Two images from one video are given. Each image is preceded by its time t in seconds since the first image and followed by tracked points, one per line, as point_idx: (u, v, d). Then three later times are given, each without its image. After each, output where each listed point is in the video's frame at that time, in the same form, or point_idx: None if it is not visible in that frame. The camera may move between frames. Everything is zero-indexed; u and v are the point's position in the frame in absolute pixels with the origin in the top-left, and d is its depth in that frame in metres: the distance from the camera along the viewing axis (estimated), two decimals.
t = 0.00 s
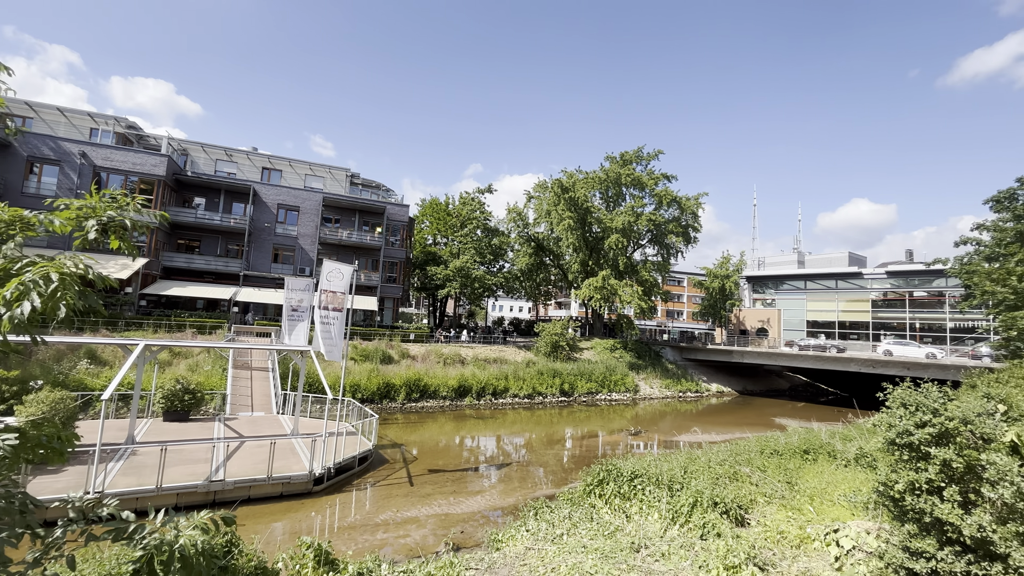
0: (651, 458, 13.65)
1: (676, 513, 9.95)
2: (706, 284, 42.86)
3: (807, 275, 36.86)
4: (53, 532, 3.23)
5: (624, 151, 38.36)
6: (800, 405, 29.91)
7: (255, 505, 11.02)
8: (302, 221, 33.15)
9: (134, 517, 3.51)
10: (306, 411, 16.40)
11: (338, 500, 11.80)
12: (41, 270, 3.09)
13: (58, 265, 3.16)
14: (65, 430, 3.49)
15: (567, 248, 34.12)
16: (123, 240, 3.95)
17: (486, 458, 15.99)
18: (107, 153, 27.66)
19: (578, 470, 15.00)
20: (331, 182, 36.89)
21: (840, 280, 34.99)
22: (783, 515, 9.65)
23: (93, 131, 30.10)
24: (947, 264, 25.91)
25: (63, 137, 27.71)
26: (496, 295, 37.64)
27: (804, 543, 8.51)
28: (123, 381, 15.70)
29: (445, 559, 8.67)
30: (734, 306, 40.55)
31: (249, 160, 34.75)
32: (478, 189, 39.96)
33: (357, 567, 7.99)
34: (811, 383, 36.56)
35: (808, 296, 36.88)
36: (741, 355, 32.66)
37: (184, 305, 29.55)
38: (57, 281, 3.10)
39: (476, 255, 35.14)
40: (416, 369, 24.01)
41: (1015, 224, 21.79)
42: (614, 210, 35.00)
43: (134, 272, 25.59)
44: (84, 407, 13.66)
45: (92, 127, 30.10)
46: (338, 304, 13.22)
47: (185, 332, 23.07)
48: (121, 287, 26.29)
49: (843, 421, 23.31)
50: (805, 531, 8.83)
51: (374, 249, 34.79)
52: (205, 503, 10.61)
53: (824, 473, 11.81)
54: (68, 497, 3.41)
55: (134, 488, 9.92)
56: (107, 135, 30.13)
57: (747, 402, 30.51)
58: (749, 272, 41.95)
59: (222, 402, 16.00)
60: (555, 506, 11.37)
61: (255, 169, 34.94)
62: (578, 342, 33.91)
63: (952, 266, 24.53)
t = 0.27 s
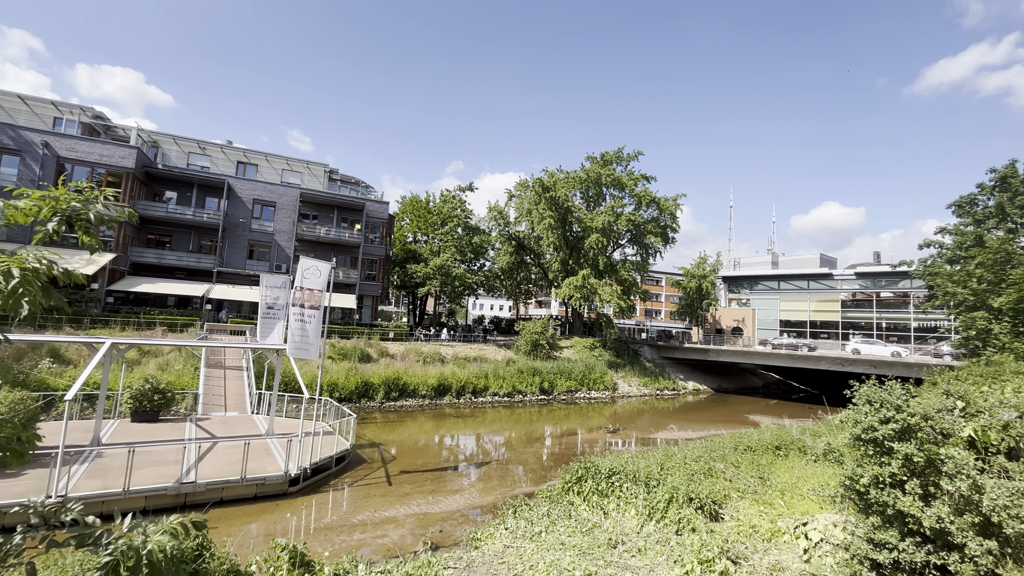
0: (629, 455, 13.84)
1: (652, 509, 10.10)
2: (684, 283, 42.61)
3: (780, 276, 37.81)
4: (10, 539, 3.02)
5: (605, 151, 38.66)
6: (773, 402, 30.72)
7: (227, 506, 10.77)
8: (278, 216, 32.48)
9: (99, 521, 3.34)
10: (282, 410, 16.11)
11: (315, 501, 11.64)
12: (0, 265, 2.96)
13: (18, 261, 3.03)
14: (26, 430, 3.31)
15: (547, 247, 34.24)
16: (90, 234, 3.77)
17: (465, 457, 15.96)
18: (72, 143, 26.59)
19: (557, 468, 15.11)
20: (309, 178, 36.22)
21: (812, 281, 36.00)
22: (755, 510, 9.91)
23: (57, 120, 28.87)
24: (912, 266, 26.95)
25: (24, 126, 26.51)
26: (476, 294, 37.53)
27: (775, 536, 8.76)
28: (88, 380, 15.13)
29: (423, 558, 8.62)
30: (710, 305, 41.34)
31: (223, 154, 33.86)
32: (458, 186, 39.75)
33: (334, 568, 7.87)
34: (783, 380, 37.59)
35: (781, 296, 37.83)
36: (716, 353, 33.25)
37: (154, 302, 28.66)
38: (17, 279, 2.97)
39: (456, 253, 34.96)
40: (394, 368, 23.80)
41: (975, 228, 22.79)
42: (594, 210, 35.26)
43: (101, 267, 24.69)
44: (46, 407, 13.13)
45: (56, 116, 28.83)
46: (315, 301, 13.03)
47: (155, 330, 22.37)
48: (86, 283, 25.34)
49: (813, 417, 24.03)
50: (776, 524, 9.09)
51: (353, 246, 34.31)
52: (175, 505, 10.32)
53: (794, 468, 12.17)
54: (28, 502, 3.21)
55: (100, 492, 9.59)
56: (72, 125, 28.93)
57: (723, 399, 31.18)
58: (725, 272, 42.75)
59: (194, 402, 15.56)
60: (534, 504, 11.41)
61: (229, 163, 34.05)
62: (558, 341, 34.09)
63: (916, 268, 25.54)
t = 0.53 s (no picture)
0: (607, 452, 13.98)
1: (630, 505, 10.23)
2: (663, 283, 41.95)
3: (756, 276, 38.67)
4: None
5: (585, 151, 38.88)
6: (747, 399, 31.44)
7: (199, 509, 10.50)
8: (254, 212, 31.72)
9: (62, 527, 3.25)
10: (257, 410, 15.77)
11: (290, 502, 11.44)
12: None
13: None
14: None
15: (528, 246, 34.32)
16: (52, 229, 3.66)
17: (445, 456, 15.90)
18: (34, 133, 25.51)
19: (536, 466, 15.18)
20: (286, 173, 35.49)
21: (785, 281, 36.96)
22: (729, 504, 10.14)
23: (17, 109, 27.62)
24: (879, 267, 27.94)
25: None
26: (457, 292, 37.37)
27: (747, 530, 8.99)
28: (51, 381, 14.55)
29: (401, 559, 8.54)
30: (688, 304, 42.08)
31: (196, 147, 32.89)
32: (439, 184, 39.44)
33: (309, 570, 7.74)
34: (757, 378, 38.55)
35: (756, 296, 38.73)
36: (693, 352, 33.75)
37: (121, 299, 27.70)
38: None
39: (437, 251, 34.71)
40: (373, 366, 23.56)
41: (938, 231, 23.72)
42: (575, 209, 35.46)
43: (64, 263, 23.73)
44: (5, 409, 12.59)
45: (16, 105, 27.59)
46: (291, 299, 12.78)
47: (123, 328, 21.62)
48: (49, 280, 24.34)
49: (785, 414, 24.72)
50: (749, 518, 9.32)
51: (331, 243, 33.76)
52: (144, 509, 10.02)
53: (766, 463, 12.50)
54: None
55: (63, 496, 9.23)
56: (33, 115, 27.72)
57: (699, 397, 31.79)
58: (703, 272, 43.42)
59: (165, 403, 15.12)
60: (513, 502, 11.44)
61: (203, 157, 33.11)
62: (539, 339, 34.23)
63: (883, 269, 26.48)
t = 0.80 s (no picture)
0: (587, 449, 14.08)
1: (609, 501, 10.35)
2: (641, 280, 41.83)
3: (732, 275, 39.46)
4: None
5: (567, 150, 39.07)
6: (723, 396, 32.07)
7: (170, 512, 10.22)
8: (229, 208, 30.96)
9: (20, 533, 3.12)
10: (232, 410, 15.43)
11: (266, 504, 11.22)
12: None
13: None
14: None
15: (509, 244, 34.33)
16: (11, 224, 3.51)
17: (426, 455, 15.82)
18: None
19: (517, 464, 15.22)
20: (262, 168, 34.74)
21: (760, 280, 37.84)
22: (705, 499, 10.34)
23: None
24: (850, 267, 28.82)
25: None
26: (438, 290, 37.16)
27: (723, 523, 9.18)
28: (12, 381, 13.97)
29: (380, 559, 8.45)
30: (666, 303, 41.80)
31: (168, 140, 31.91)
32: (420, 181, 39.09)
33: (285, 572, 7.60)
34: (733, 374, 39.42)
35: (732, 294, 39.55)
36: (671, 349, 34.25)
37: (89, 297, 26.75)
38: None
39: (418, 248, 34.37)
40: (352, 365, 23.29)
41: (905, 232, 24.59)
42: (556, 208, 35.62)
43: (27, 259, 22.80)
44: None
45: None
46: (267, 297, 12.52)
47: (90, 327, 20.88)
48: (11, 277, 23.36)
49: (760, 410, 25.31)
50: (725, 512, 9.51)
51: (310, 240, 33.17)
52: (112, 513, 9.70)
53: (741, 458, 12.77)
54: None
55: (26, 502, 8.86)
56: None
57: (677, 394, 32.32)
58: (681, 271, 43.98)
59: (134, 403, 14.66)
60: (494, 500, 11.45)
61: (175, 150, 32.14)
62: (519, 337, 34.31)
63: (854, 268, 27.31)
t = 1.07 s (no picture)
0: (569, 446, 14.19)
1: (590, 497, 10.46)
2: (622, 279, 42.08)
3: (711, 273, 40.16)
4: None
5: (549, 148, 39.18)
6: (702, 392, 32.64)
7: (142, 516, 9.94)
8: (204, 203, 30.20)
9: None
10: (207, 411, 15.08)
11: (243, 506, 11.00)
12: None
13: None
14: None
15: (492, 242, 34.29)
16: None
17: (407, 454, 15.72)
18: None
19: (499, 461, 15.26)
20: (238, 163, 33.96)
21: (738, 278, 38.62)
22: (684, 493, 10.53)
23: None
24: (823, 266, 29.61)
25: None
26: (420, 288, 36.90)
27: (701, 517, 9.37)
28: None
29: (360, 559, 8.38)
30: (647, 301, 42.48)
31: (139, 133, 30.94)
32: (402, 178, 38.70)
33: (263, 575, 7.46)
34: (711, 371, 40.20)
35: (711, 293, 40.29)
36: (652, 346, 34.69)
37: (55, 294, 25.79)
38: None
39: (399, 246, 34.04)
40: (332, 364, 23.01)
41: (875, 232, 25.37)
42: (538, 206, 35.70)
43: None
44: None
45: None
46: (245, 295, 12.28)
47: (56, 326, 20.12)
48: None
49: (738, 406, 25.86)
50: (702, 506, 9.71)
51: (289, 237, 32.56)
52: (80, 518, 9.40)
53: (718, 453, 13.04)
54: None
55: None
56: None
57: (657, 390, 32.76)
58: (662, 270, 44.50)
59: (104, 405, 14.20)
60: (475, 498, 11.46)
61: (146, 143, 31.17)
62: (502, 335, 34.27)
63: (827, 267, 28.07)
